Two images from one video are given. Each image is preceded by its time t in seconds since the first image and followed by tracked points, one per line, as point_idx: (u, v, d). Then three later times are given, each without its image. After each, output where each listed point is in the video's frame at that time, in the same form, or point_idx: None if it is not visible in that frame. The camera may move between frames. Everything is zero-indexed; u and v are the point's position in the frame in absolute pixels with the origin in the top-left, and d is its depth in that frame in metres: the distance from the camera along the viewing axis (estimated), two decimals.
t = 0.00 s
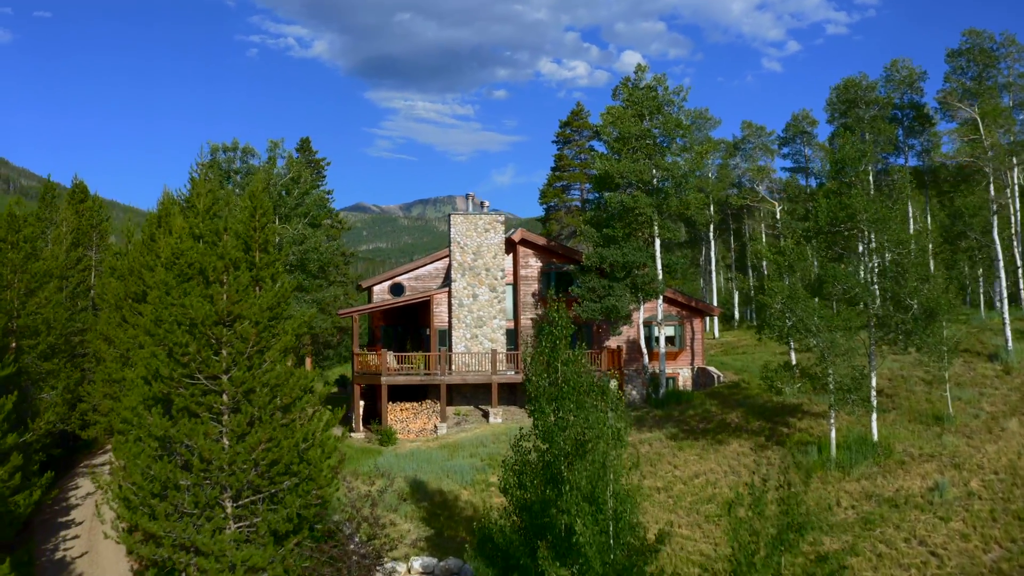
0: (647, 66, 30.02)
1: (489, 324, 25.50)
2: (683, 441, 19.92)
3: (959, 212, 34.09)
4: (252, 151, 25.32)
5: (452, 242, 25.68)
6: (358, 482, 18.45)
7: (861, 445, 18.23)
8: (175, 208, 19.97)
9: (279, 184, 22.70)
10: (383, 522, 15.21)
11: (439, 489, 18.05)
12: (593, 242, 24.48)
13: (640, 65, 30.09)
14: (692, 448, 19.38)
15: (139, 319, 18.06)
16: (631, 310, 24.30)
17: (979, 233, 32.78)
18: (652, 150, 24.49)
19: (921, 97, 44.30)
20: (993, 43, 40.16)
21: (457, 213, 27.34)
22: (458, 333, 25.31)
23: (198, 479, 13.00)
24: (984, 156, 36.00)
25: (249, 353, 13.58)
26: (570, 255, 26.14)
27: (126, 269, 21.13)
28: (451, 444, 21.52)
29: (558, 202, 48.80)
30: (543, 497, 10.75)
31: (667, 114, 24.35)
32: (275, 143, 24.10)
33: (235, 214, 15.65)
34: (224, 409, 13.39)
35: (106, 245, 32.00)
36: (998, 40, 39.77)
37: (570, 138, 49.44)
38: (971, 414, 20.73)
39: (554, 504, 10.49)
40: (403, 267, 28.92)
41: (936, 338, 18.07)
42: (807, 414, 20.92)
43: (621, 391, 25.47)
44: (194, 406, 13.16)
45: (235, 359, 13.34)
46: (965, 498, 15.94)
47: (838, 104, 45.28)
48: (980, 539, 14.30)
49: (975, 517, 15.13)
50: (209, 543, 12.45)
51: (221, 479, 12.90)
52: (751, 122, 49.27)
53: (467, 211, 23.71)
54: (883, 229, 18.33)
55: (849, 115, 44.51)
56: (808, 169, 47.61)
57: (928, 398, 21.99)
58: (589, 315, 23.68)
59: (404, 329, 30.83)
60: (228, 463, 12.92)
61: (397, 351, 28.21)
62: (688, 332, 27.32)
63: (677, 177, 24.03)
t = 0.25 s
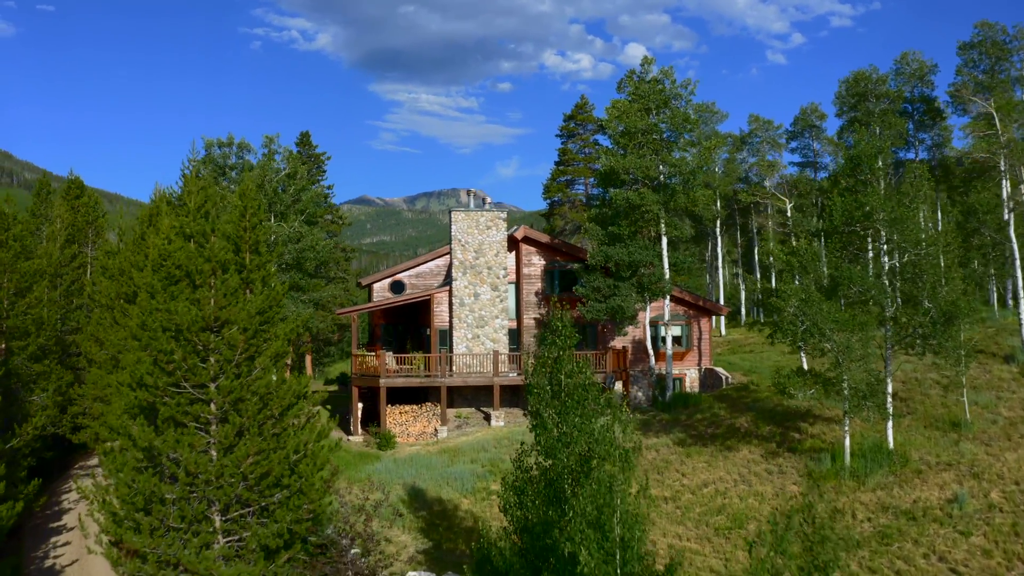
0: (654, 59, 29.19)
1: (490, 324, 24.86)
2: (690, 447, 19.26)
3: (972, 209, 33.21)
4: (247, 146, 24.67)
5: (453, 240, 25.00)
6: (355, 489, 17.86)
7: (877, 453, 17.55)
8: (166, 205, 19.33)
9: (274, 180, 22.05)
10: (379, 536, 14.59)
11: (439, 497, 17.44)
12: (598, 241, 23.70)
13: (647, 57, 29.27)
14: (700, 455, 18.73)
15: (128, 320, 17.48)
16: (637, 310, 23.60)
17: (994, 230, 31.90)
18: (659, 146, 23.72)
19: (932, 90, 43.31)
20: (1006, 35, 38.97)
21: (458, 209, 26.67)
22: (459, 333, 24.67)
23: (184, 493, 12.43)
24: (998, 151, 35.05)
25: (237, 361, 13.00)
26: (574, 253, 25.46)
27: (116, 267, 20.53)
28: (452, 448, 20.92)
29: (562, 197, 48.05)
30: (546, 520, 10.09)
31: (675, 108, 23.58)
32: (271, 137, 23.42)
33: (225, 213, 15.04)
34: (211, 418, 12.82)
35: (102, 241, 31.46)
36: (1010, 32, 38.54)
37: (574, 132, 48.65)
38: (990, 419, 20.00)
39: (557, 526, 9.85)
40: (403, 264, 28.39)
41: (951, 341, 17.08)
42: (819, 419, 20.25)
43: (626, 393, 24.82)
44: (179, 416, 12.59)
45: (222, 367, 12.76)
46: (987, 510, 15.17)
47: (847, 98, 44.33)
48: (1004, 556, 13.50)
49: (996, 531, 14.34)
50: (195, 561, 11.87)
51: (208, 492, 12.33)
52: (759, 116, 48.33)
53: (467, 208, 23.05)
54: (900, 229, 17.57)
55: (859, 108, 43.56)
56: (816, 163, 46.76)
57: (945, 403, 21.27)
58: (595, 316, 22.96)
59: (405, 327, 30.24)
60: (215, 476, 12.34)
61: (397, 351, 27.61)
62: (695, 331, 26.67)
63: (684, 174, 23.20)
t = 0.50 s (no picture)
0: (661, 51, 28.37)
1: (492, 323, 24.23)
2: (699, 454, 18.58)
3: (988, 205, 32.28)
4: (242, 141, 24.00)
5: (453, 238, 24.32)
6: (352, 498, 17.28)
7: (893, 463, 16.86)
8: (156, 203, 18.70)
9: (269, 177, 21.39)
10: (375, 550, 13.96)
11: (438, 506, 16.82)
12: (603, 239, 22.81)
13: (653, 49, 28.45)
14: (709, 462, 18.08)
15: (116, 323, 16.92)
16: (643, 310, 22.87)
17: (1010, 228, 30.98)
18: (666, 141, 22.93)
19: (943, 83, 42.32)
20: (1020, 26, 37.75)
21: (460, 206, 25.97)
22: (460, 333, 24.05)
23: (169, 508, 11.86)
24: (1014, 146, 34.08)
25: (225, 370, 12.44)
26: (579, 250, 24.78)
27: (106, 267, 19.95)
28: (452, 453, 20.32)
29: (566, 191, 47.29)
30: (550, 545, 9.48)
31: (683, 101, 22.78)
32: (266, 132, 22.76)
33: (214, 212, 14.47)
34: (198, 430, 12.26)
35: (98, 237, 30.90)
36: None
37: (578, 126, 47.80)
38: (1011, 426, 19.26)
39: (563, 552, 9.24)
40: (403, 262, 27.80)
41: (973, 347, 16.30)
42: (832, 424, 19.58)
43: (631, 395, 24.14)
44: (164, 427, 12.03)
45: (209, 376, 12.19)
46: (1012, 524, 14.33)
47: (857, 91, 43.37)
48: None
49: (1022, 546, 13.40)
50: None
51: (193, 508, 11.77)
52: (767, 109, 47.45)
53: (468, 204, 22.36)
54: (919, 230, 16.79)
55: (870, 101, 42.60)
56: (826, 157, 45.89)
57: (962, 408, 20.55)
58: (600, 316, 22.15)
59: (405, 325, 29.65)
60: (201, 492, 11.77)
61: (397, 350, 27.00)
62: (703, 331, 26.00)
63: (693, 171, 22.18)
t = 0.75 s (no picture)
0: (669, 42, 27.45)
1: (494, 324, 23.50)
2: (709, 463, 17.84)
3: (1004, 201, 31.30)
4: (237, 136, 23.24)
5: (454, 235, 23.56)
6: (348, 509, 16.61)
7: (913, 475, 16.08)
8: (144, 202, 18.00)
9: (262, 173, 20.67)
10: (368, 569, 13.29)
11: (436, 518, 16.13)
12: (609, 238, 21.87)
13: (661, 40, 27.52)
14: (719, 473, 17.32)
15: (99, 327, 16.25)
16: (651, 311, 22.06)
17: None
18: (675, 136, 22.04)
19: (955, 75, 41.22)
20: None
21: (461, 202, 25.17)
22: (461, 334, 23.33)
23: (148, 530, 11.21)
24: None
25: (209, 383, 11.80)
26: (584, 249, 23.98)
27: (93, 267, 19.25)
28: (452, 460, 19.64)
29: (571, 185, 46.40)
30: None
31: (692, 95, 21.89)
32: (260, 127, 21.98)
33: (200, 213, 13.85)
34: (180, 446, 11.63)
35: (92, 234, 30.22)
36: None
37: (583, 118, 46.86)
38: None
39: None
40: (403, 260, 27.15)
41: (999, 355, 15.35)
42: (847, 433, 18.82)
43: (638, 398, 23.39)
44: (143, 444, 11.39)
45: (191, 389, 11.55)
46: None
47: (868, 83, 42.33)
48: None
49: None
50: None
51: (174, 530, 11.13)
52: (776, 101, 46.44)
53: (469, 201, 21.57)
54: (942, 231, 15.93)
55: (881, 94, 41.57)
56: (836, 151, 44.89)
57: (982, 416, 19.75)
58: (606, 319, 21.29)
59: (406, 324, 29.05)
60: (182, 512, 11.13)
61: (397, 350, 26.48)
62: (711, 332, 25.23)
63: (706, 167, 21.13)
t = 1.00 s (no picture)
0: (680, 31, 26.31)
1: (497, 326, 22.61)
2: (722, 476, 16.94)
3: None
4: (229, 129, 22.32)
5: (456, 233, 22.64)
6: (342, 525, 15.82)
7: (940, 492, 15.11)
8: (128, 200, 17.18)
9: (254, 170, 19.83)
10: None
11: (433, 535, 15.26)
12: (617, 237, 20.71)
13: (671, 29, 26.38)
14: (733, 487, 16.42)
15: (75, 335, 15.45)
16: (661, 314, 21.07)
17: None
18: (686, 129, 20.96)
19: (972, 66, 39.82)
20: None
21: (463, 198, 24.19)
22: (463, 336, 22.45)
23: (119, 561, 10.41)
24: None
25: (186, 401, 11.01)
26: (590, 247, 23.02)
27: (75, 268, 18.43)
28: (453, 470, 18.81)
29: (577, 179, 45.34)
30: None
31: (704, 87, 20.78)
32: (252, 120, 21.06)
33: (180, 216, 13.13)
34: (156, 470, 10.84)
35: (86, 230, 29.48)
36: None
37: (589, 110, 45.74)
38: None
39: None
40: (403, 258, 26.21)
41: None
42: (868, 444, 17.86)
43: (647, 402, 22.46)
44: (116, 467, 10.61)
45: (168, 408, 10.77)
46: None
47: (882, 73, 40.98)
48: None
49: None
50: None
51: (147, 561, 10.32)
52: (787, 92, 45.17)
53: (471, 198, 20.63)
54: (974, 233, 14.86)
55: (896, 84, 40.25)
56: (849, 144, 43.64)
57: (1009, 427, 18.75)
58: (614, 322, 20.26)
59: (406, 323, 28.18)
60: (156, 543, 10.32)
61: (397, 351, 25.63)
62: (723, 333, 24.30)
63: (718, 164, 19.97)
